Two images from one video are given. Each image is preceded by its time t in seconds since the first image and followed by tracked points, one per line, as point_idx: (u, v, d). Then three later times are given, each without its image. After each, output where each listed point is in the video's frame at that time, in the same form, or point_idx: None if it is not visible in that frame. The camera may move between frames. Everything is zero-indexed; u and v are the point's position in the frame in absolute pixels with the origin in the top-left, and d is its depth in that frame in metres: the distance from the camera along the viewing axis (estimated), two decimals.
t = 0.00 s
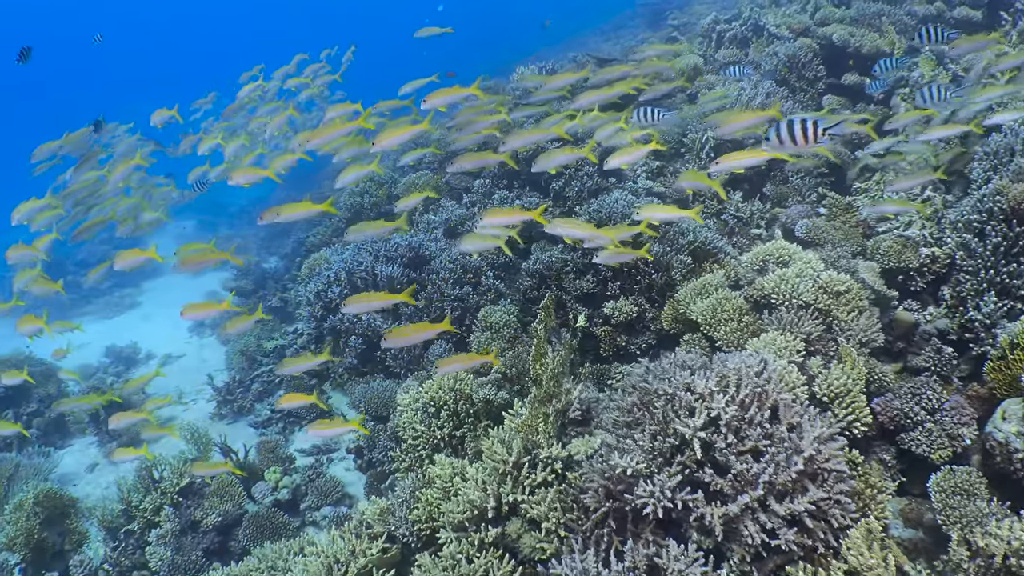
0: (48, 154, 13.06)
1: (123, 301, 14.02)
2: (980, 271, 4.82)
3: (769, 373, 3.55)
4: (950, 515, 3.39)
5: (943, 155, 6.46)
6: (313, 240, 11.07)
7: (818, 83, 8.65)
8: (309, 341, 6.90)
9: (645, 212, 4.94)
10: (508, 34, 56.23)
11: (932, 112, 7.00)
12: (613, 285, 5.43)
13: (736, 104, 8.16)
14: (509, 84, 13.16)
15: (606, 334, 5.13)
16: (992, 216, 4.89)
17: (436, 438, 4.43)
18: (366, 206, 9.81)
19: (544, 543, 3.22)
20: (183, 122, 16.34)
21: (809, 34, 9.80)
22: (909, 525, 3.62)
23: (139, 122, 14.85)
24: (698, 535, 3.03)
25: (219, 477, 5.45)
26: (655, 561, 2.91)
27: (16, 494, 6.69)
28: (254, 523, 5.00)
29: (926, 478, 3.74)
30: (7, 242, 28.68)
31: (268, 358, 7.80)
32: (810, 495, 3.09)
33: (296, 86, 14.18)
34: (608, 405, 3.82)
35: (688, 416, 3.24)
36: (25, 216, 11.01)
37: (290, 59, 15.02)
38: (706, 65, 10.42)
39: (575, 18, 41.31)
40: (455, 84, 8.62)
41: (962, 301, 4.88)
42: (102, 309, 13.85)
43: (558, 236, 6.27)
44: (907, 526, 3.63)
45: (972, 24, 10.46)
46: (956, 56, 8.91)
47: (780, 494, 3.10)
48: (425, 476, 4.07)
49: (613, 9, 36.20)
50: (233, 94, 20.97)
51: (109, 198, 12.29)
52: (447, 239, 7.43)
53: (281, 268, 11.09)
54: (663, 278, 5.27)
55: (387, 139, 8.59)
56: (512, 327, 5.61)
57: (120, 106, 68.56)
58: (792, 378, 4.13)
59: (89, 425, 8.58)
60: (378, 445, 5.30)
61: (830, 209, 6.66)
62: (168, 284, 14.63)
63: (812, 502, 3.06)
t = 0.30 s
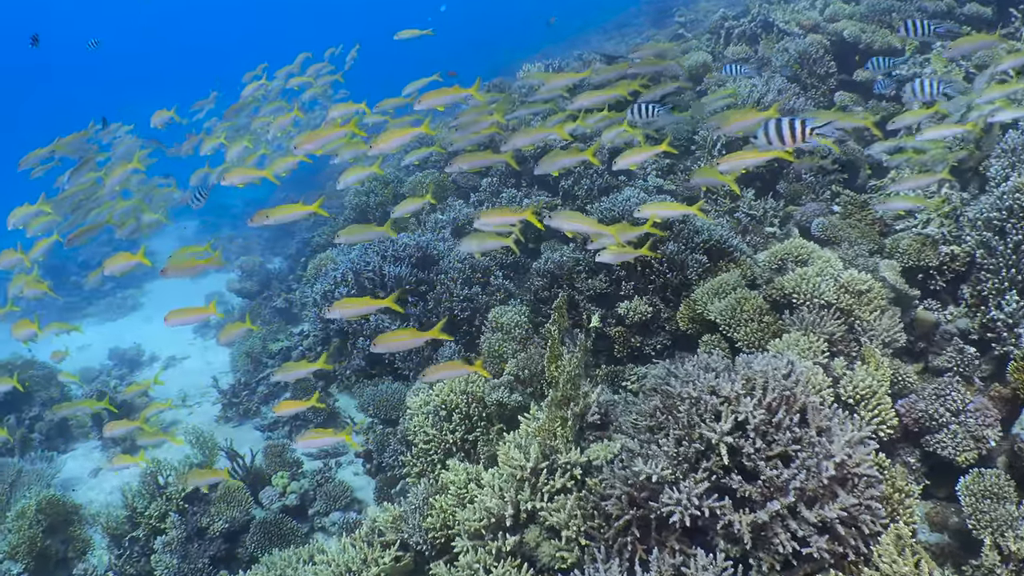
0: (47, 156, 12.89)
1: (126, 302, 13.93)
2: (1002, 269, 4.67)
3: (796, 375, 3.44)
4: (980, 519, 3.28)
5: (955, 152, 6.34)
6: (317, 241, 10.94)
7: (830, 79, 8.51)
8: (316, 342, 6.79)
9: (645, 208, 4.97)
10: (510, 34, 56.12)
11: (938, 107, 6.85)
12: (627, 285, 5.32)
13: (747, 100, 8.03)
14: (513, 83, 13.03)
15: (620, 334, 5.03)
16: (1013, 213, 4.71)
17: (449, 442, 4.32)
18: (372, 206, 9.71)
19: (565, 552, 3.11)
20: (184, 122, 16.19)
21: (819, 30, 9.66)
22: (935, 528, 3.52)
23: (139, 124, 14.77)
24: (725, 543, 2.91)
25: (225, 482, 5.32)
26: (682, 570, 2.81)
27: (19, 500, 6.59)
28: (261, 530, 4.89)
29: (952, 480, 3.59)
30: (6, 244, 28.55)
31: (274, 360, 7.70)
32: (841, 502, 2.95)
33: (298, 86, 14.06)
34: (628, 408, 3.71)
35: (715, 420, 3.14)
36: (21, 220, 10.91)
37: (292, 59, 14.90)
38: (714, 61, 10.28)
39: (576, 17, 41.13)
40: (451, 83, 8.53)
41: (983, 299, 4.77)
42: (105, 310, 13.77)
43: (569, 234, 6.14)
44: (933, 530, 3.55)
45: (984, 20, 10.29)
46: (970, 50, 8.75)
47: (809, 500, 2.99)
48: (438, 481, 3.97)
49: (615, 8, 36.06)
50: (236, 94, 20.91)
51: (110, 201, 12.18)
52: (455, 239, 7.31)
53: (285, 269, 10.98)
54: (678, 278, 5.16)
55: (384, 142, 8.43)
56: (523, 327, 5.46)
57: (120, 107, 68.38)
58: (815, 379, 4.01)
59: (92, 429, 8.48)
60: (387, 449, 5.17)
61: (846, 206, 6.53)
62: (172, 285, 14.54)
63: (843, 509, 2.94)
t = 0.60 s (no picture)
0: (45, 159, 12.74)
1: (129, 304, 13.84)
2: None
3: (823, 379, 3.33)
4: (1012, 526, 3.23)
5: (971, 150, 6.20)
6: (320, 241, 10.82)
7: (842, 76, 8.39)
8: (323, 344, 6.68)
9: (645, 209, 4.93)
10: (511, 33, 55.95)
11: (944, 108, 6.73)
12: (640, 286, 5.21)
13: (759, 98, 7.90)
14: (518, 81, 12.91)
15: (635, 337, 4.92)
16: None
17: (462, 448, 4.21)
18: (378, 206, 9.61)
19: (588, 565, 3.00)
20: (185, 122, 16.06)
21: (829, 27, 9.53)
22: (962, 533, 3.44)
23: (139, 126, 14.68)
24: (754, 554, 2.81)
25: (232, 488, 5.22)
26: None
27: (22, 507, 6.49)
28: (270, 538, 4.78)
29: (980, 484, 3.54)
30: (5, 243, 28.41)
31: (279, 361, 7.59)
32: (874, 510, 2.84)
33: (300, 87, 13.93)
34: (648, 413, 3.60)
35: (743, 428, 3.02)
36: (14, 226, 10.79)
37: (295, 59, 14.78)
38: (723, 58, 10.15)
39: (578, 15, 40.93)
40: (450, 86, 8.35)
41: (1005, 300, 4.65)
42: (107, 312, 13.69)
43: (581, 233, 6.01)
44: (960, 535, 3.44)
45: (996, 16, 10.15)
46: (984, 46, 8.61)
47: (841, 508, 2.88)
48: (453, 489, 3.86)
49: (617, 6, 35.87)
50: (237, 93, 20.80)
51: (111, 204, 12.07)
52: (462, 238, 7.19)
53: (289, 270, 10.87)
54: (694, 279, 5.05)
55: (382, 147, 8.13)
56: (535, 329, 5.34)
57: (121, 107, 68.28)
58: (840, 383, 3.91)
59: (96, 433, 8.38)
60: (397, 454, 5.07)
61: (862, 204, 6.41)
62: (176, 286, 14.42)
63: (875, 517, 2.83)
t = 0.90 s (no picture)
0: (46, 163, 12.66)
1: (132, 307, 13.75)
2: None
3: (853, 386, 3.21)
4: None
5: (989, 149, 6.08)
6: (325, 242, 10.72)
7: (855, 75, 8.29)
8: (330, 348, 6.58)
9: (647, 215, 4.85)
10: (512, 33, 55.90)
11: (948, 112, 6.70)
12: (655, 289, 5.10)
13: (771, 96, 7.78)
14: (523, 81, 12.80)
15: (650, 340, 4.81)
16: None
17: (476, 456, 4.09)
18: (383, 207, 9.52)
19: None
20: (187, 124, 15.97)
21: (840, 26, 9.42)
22: (990, 539, 3.33)
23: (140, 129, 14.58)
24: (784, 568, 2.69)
25: (239, 496, 5.12)
26: None
27: (25, 515, 6.40)
28: (277, 547, 4.69)
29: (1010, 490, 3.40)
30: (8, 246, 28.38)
31: (285, 365, 7.49)
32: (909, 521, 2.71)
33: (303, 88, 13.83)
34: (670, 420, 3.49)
35: (774, 438, 2.90)
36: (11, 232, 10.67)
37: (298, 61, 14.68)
38: (732, 57, 10.04)
39: (581, 15, 40.84)
40: (445, 92, 8.31)
41: None
42: (111, 315, 13.61)
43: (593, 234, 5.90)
44: (988, 540, 3.32)
45: (1008, 13, 10.04)
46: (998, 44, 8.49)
47: (874, 519, 2.76)
48: (468, 500, 3.75)
49: (619, 6, 35.79)
50: (240, 95, 20.73)
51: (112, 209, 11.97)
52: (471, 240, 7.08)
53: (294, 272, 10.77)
54: (711, 281, 4.94)
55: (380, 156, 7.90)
56: (548, 333, 5.22)
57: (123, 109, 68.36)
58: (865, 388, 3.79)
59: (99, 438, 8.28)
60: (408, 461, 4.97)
61: (878, 203, 6.29)
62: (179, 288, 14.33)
63: (909, 528, 2.70)
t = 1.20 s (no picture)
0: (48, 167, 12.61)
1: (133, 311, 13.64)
2: None
3: (884, 395, 3.09)
4: None
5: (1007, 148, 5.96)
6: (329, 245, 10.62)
7: (866, 76, 8.20)
8: (338, 354, 6.48)
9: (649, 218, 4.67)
10: (515, 35, 55.90)
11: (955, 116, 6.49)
12: (670, 295, 4.99)
13: (783, 97, 7.68)
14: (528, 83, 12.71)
15: (666, 346, 4.73)
16: None
17: (490, 467, 3.97)
18: (389, 210, 9.42)
19: None
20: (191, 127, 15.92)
21: (851, 26, 9.32)
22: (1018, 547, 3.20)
23: (141, 132, 14.55)
24: None
25: (245, 507, 5.02)
26: None
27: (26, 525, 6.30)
28: (284, 559, 4.57)
29: None
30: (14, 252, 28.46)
31: (291, 371, 7.38)
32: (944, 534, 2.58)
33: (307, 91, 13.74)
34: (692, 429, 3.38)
35: (806, 451, 2.78)
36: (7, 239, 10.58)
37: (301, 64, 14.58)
38: (741, 58, 9.94)
39: (583, 18, 40.81)
40: (440, 99, 8.19)
41: None
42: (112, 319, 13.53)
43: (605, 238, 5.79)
44: (1016, 548, 3.21)
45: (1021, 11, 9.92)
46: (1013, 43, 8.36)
47: (908, 532, 2.63)
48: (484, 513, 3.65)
49: (623, 8, 35.73)
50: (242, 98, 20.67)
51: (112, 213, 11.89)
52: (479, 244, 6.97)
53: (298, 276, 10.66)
54: (728, 285, 4.83)
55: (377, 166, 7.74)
56: (560, 339, 5.09)
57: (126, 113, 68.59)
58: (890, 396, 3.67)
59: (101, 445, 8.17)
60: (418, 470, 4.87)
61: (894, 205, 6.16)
62: (182, 292, 14.26)
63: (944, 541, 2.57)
